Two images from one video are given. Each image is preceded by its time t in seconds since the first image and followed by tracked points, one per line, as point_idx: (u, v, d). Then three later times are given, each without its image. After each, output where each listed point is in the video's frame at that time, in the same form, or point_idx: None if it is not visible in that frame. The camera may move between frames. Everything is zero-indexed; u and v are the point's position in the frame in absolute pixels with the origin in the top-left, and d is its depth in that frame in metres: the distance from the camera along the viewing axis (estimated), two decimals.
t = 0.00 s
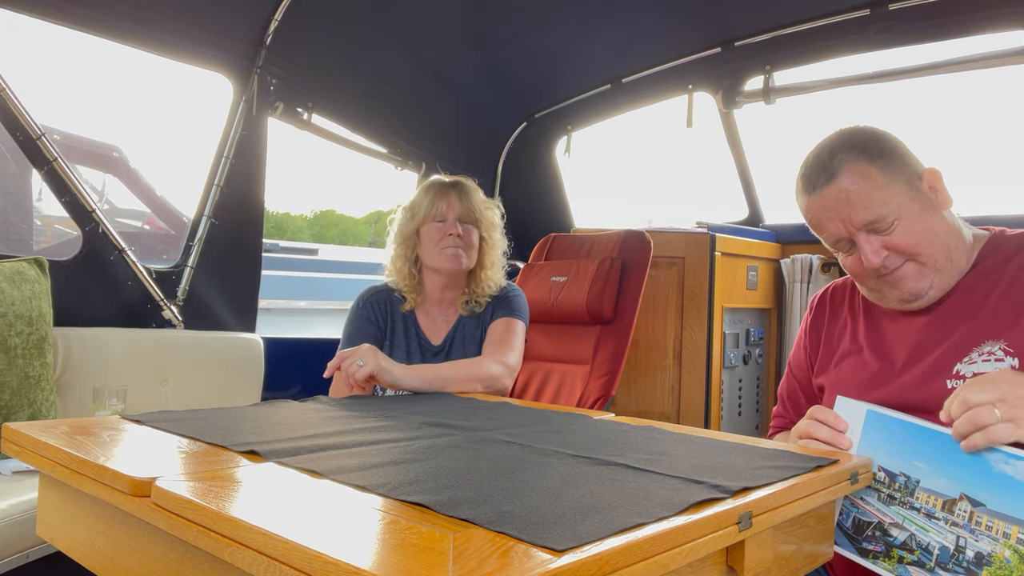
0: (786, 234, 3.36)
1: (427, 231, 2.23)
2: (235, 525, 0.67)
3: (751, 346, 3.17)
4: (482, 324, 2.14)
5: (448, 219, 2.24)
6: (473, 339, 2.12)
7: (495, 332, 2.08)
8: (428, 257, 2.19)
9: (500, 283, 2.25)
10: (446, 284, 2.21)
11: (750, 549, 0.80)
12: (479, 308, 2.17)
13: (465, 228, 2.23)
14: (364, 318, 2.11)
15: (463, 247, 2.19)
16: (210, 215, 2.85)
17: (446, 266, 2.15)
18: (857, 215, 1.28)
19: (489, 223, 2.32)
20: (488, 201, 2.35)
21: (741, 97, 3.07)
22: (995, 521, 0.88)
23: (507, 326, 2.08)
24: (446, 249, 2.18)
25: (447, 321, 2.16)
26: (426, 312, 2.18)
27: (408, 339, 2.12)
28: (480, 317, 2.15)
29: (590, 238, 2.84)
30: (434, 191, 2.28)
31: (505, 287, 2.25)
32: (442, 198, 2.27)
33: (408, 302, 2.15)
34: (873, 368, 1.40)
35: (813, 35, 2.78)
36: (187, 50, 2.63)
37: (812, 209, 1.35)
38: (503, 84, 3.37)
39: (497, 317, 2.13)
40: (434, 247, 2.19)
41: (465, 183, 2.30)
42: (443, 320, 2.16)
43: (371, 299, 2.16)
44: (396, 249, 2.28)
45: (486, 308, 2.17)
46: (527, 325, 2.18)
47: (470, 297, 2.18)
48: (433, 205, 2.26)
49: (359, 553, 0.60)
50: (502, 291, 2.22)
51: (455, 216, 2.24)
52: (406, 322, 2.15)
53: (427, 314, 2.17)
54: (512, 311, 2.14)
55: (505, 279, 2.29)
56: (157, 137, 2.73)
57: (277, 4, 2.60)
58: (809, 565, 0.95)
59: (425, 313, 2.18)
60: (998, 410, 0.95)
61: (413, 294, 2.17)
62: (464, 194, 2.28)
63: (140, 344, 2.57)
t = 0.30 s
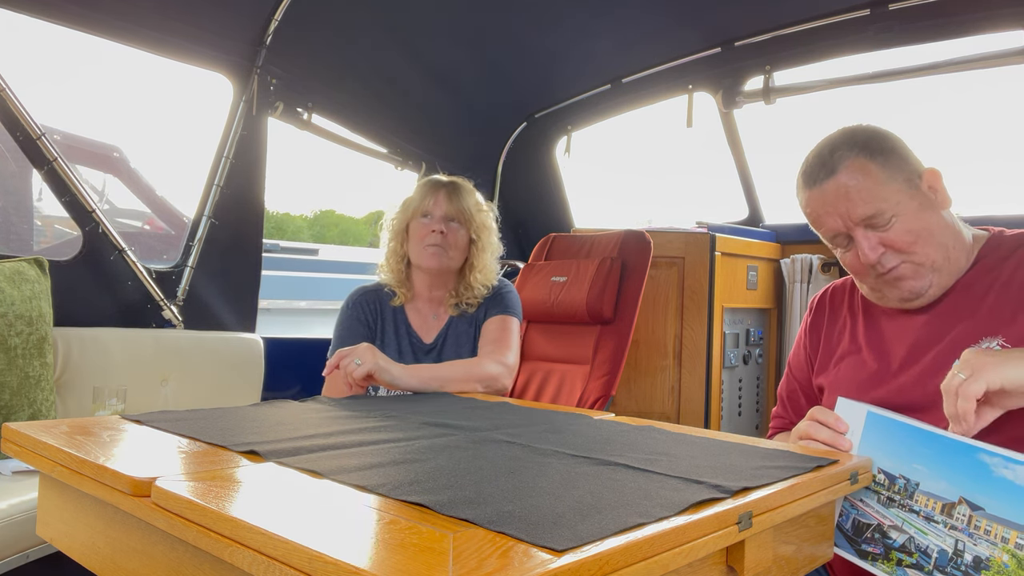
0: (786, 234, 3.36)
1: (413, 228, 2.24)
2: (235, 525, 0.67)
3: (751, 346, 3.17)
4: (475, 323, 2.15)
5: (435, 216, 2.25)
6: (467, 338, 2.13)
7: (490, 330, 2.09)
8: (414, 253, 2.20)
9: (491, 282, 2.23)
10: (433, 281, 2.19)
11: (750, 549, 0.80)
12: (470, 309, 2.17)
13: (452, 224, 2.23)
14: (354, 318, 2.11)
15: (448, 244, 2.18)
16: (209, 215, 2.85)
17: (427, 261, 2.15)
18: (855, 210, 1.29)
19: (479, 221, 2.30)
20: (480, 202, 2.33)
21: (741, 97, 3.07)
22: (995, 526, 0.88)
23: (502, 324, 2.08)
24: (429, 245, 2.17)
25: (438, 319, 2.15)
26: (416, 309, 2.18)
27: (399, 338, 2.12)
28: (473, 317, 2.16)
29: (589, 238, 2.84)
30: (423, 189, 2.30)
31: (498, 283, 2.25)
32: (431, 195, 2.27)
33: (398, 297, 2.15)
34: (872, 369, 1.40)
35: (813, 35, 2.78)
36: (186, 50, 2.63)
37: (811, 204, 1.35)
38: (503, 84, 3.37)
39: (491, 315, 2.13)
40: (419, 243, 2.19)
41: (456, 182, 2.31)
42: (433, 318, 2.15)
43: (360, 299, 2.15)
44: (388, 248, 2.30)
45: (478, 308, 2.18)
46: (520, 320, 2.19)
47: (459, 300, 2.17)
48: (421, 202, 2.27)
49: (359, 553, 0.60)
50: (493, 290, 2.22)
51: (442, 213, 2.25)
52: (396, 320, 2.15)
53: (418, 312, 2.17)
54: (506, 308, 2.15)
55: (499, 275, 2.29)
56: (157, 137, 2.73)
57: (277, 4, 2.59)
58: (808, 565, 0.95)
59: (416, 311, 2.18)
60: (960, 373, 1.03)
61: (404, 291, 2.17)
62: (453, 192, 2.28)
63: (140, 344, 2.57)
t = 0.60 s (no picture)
0: (786, 234, 3.36)
1: (405, 230, 2.22)
2: (235, 525, 0.67)
3: (751, 346, 3.17)
4: (473, 322, 2.15)
5: (426, 217, 2.21)
6: (465, 337, 2.13)
7: (489, 329, 2.09)
8: (407, 256, 2.19)
9: (486, 281, 2.23)
10: (428, 282, 2.20)
11: (750, 549, 0.80)
12: (467, 308, 2.17)
13: (443, 226, 2.20)
14: (351, 319, 2.11)
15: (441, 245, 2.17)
16: (209, 215, 2.85)
17: (421, 265, 2.14)
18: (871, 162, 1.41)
19: (468, 219, 2.29)
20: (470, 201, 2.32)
21: (741, 97, 3.07)
22: (997, 527, 0.89)
23: (501, 323, 2.09)
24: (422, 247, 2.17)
25: (434, 318, 2.16)
26: (412, 310, 2.18)
27: (395, 337, 2.12)
28: (470, 316, 2.16)
29: (589, 238, 2.84)
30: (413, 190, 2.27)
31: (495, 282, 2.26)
32: (421, 197, 2.25)
33: (393, 298, 2.16)
34: (867, 370, 1.39)
35: (813, 35, 2.78)
36: (186, 50, 2.63)
37: (828, 159, 1.46)
38: (503, 84, 3.37)
39: (489, 314, 2.13)
40: (412, 246, 2.18)
41: (447, 181, 2.28)
42: (430, 318, 2.16)
43: (357, 299, 2.16)
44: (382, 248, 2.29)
45: (475, 307, 2.18)
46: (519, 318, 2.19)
47: (454, 298, 2.17)
48: (411, 203, 2.25)
49: (359, 552, 0.60)
50: (490, 287, 2.23)
51: (433, 213, 2.22)
52: (392, 321, 2.15)
53: (414, 311, 2.18)
54: (505, 307, 2.15)
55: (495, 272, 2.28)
56: (156, 137, 2.73)
57: (277, 4, 2.59)
58: (809, 565, 0.95)
59: (412, 310, 2.18)
60: (953, 381, 1.02)
61: (400, 291, 2.18)
62: (442, 192, 2.25)
63: (139, 344, 2.57)
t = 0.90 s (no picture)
0: (786, 234, 3.36)
1: (417, 231, 2.22)
2: (235, 525, 0.67)
3: (751, 346, 3.17)
4: (472, 322, 2.15)
5: (439, 219, 2.24)
6: (465, 337, 2.12)
7: (488, 329, 2.09)
8: (418, 258, 2.18)
9: (487, 276, 2.25)
10: (434, 283, 2.20)
11: (750, 549, 0.80)
12: (467, 303, 2.17)
13: (455, 226, 2.24)
14: (351, 319, 2.11)
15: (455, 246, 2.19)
16: (210, 215, 2.85)
17: (437, 266, 2.14)
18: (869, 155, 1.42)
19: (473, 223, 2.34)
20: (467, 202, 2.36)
21: (741, 97, 3.08)
22: (1000, 523, 0.88)
23: (500, 323, 2.08)
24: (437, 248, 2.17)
25: (436, 318, 2.15)
26: (413, 311, 2.18)
27: (395, 338, 2.12)
28: (470, 313, 2.16)
29: (590, 238, 2.84)
30: (422, 191, 2.29)
31: (493, 280, 2.25)
32: (431, 198, 2.27)
33: (394, 304, 2.15)
34: (864, 371, 1.39)
35: (813, 35, 2.78)
36: (187, 50, 2.63)
37: (828, 148, 1.48)
38: (503, 84, 3.37)
39: (489, 313, 2.13)
40: (427, 247, 2.17)
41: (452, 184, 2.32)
42: (431, 318, 2.15)
43: (356, 300, 2.16)
44: (383, 251, 2.27)
45: (474, 301, 2.18)
46: (518, 318, 2.19)
47: (458, 293, 2.18)
48: (422, 204, 2.26)
49: (358, 552, 0.60)
50: (488, 284, 2.23)
51: (445, 216, 2.25)
52: (392, 322, 2.14)
53: (416, 313, 2.17)
54: (504, 306, 2.14)
55: (492, 272, 2.28)
56: (156, 137, 2.73)
57: (277, 4, 2.59)
58: (809, 565, 0.95)
59: (414, 312, 2.17)
60: (961, 394, 1.02)
61: (402, 296, 2.18)
62: (448, 193, 2.30)
63: (140, 343, 2.57)
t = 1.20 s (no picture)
0: (786, 234, 3.36)
1: (415, 230, 2.22)
2: (235, 525, 0.67)
3: (751, 346, 3.17)
4: (473, 321, 2.15)
5: (438, 218, 2.24)
6: (465, 337, 2.12)
7: (488, 329, 2.08)
8: (417, 257, 2.19)
9: (486, 276, 2.25)
10: (433, 283, 2.20)
11: (750, 549, 0.80)
12: (467, 303, 2.17)
13: (454, 226, 2.24)
14: (351, 320, 2.11)
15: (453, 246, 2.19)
16: (210, 215, 2.84)
17: (435, 265, 2.15)
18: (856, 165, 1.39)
19: (474, 223, 2.34)
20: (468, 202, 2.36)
21: (741, 96, 3.08)
22: (999, 527, 0.88)
23: (500, 323, 2.08)
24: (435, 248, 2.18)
25: (436, 318, 2.15)
26: (413, 311, 2.18)
27: (395, 338, 2.12)
28: (470, 313, 2.16)
29: (589, 238, 2.84)
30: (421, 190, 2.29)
31: (493, 280, 2.25)
32: (429, 198, 2.27)
33: (394, 304, 2.15)
34: (863, 372, 1.39)
35: (813, 35, 2.78)
36: (187, 50, 2.63)
37: (815, 157, 1.45)
38: (503, 84, 3.37)
39: (490, 313, 2.13)
40: (425, 246, 2.18)
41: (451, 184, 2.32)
42: (431, 318, 2.15)
43: (356, 300, 2.16)
44: (381, 250, 2.27)
45: (474, 301, 2.18)
46: (519, 318, 2.18)
47: (457, 293, 2.18)
48: (421, 203, 2.26)
49: (358, 552, 0.60)
50: (488, 284, 2.23)
51: (444, 215, 2.25)
52: (392, 323, 2.14)
53: (415, 313, 2.17)
54: (504, 306, 2.14)
55: (492, 273, 2.28)
56: (157, 137, 2.73)
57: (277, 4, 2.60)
58: (808, 566, 0.95)
59: (413, 312, 2.17)
60: (969, 381, 1.02)
61: (399, 296, 2.17)
62: (447, 193, 2.30)
63: (140, 343, 2.58)
